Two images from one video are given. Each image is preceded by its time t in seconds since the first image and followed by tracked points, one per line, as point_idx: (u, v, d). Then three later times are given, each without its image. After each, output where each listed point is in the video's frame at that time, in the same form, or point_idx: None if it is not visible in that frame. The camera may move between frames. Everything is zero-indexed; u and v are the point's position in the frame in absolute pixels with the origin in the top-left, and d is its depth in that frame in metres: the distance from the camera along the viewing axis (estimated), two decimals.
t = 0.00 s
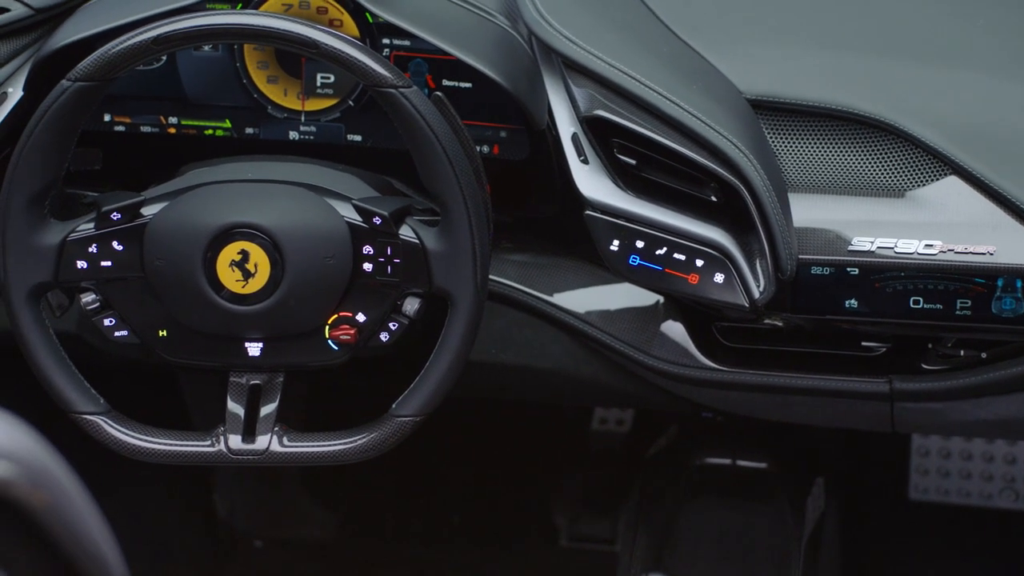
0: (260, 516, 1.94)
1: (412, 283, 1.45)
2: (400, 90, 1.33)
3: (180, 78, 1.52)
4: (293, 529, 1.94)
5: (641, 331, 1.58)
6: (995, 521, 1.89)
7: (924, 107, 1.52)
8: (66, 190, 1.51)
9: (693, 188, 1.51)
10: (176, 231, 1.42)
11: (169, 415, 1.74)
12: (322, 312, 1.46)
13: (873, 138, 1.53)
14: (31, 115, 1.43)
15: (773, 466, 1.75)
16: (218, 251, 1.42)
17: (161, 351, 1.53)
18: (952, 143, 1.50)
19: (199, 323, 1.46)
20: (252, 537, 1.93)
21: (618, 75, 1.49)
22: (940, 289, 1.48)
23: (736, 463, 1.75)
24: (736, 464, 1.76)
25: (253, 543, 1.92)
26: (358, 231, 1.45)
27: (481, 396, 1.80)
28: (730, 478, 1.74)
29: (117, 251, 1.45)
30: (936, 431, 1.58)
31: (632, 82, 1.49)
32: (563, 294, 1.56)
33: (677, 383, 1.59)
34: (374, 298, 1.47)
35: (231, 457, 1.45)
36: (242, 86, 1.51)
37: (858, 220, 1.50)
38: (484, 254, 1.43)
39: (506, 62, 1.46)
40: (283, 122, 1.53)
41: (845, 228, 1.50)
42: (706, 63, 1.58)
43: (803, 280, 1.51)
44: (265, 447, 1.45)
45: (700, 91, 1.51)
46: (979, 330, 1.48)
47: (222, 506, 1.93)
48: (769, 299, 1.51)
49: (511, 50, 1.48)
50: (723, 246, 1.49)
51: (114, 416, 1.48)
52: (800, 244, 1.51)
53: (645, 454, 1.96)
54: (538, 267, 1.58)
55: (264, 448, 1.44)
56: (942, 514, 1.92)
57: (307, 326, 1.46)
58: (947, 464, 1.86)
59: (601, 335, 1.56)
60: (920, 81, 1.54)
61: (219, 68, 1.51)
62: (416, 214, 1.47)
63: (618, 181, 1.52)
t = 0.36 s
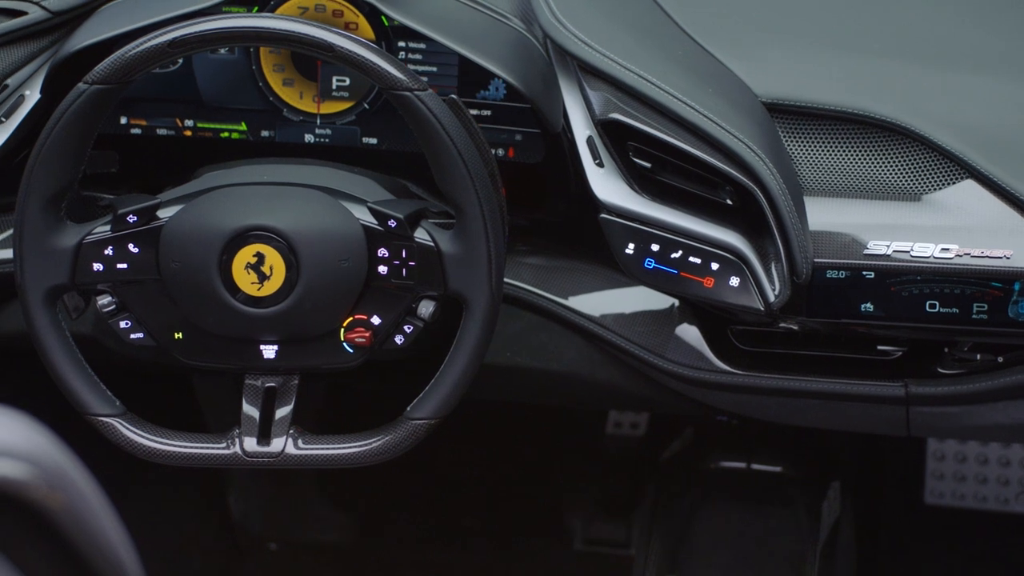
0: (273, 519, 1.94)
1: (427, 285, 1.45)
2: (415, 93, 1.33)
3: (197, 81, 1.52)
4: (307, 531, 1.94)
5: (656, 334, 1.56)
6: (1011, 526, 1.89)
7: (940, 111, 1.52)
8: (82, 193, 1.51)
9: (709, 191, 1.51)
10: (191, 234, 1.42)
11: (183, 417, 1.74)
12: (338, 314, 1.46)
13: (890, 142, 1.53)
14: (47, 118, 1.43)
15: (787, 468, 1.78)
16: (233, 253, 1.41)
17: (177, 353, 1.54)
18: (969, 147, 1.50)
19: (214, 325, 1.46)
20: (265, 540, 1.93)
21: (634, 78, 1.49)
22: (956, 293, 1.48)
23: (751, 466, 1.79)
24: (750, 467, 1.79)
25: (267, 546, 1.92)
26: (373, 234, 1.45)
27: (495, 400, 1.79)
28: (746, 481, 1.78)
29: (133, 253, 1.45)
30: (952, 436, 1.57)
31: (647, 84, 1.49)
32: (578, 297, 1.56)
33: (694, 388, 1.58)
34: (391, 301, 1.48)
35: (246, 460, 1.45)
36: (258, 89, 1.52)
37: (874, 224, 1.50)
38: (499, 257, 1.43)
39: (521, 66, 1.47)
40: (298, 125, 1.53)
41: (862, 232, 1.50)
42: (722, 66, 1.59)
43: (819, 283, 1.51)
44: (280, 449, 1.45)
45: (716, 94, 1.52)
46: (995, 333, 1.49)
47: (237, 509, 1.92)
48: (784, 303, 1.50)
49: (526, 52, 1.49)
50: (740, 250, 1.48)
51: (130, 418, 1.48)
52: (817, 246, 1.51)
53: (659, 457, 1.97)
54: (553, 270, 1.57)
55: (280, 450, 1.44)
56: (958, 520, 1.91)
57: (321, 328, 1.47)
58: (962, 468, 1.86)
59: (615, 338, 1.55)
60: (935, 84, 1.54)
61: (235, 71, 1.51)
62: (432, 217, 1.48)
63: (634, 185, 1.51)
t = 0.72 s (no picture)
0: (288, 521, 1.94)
1: (442, 288, 1.45)
2: (430, 95, 1.33)
3: (213, 84, 1.52)
4: (322, 533, 1.95)
5: (671, 337, 1.56)
6: None
7: (955, 114, 1.54)
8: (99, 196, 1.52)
9: (724, 195, 1.51)
10: (207, 236, 1.43)
11: (199, 419, 1.75)
12: (352, 317, 1.46)
13: (906, 146, 1.54)
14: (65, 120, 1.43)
15: (803, 473, 1.78)
16: (249, 256, 1.42)
17: (193, 355, 1.54)
18: (984, 150, 1.51)
19: (230, 327, 1.46)
20: (280, 542, 1.94)
21: (649, 81, 1.49)
22: (973, 297, 1.47)
23: (766, 470, 1.78)
24: (765, 470, 1.79)
25: (283, 548, 1.93)
26: (388, 236, 1.45)
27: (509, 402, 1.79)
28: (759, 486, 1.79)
29: (149, 255, 1.45)
30: (968, 440, 1.57)
31: (663, 88, 1.49)
32: (592, 300, 1.55)
33: (709, 391, 1.58)
34: (405, 303, 1.47)
35: (261, 462, 1.45)
36: (274, 91, 1.52)
37: (889, 228, 1.50)
38: (514, 259, 1.43)
39: (535, 68, 1.46)
40: (314, 127, 1.53)
41: (877, 235, 1.50)
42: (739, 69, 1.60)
43: (834, 287, 1.50)
44: (295, 452, 1.45)
45: (732, 99, 1.52)
46: (1012, 337, 1.47)
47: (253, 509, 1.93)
48: (799, 306, 1.50)
49: (540, 54, 1.49)
50: (755, 253, 1.48)
51: (146, 420, 1.49)
52: (833, 250, 1.51)
53: (674, 460, 1.94)
54: (568, 272, 1.57)
55: (294, 453, 1.44)
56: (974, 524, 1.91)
57: (336, 331, 1.47)
58: (979, 473, 1.84)
59: (630, 341, 1.55)
60: (950, 88, 1.55)
61: (251, 74, 1.51)
62: (445, 220, 1.47)
63: (648, 188, 1.51)
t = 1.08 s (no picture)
0: (303, 522, 1.96)
1: (457, 290, 1.45)
2: (446, 97, 1.32)
3: (229, 86, 1.53)
4: (337, 534, 1.95)
5: (687, 339, 1.56)
6: None
7: (971, 117, 1.54)
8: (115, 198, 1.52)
9: (740, 198, 1.50)
10: (222, 238, 1.43)
11: (213, 421, 1.75)
12: (368, 319, 1.47)
13: (922, 149, 1.54)
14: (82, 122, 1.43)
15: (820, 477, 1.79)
16: (265, 258, 1.42)
17: (208, 356, 1.54)
18: (1001, 153, 1.51)
19: (246, 329, 1.46)
20: (296, 543, 1.95)
21: (665, 84, 1.49)
22: (989, 300, 1.47)
23: (782, 473, 1.80)
24: (781, 473, 1.80)
25: (298, 549, 1.94)
26: (403, 239, 1.45)
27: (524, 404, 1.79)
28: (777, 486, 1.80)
29: (166, 257, 1.45)
30: (984, 443, 1.57)
31: (679, 91, 1.49)
32: (608, 302, 1.55)
33: (724, 394, 1.58)
34: (421, 306, 1.48)
35: (277, 464, 1.45)
36: (289, 94, 1.52)
37: (905, 230, 1.50)
38: (529, 263, 1.42)
39: (551, 70, 1.46)
40: (330, 130, 1.53)
41: (893, 238, 1.50)
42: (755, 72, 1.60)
43: (850, 290, 1.50)
44: (310, 454, 1.45)
45: (749, 101, 1.52)
46: None
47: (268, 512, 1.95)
48: (815, 309, 1.50)
49: (556, 56, 1.49)
50: (771, 256, 1.48)
51: (162, 422, 1.49)
52: (849, 253, 1.50)
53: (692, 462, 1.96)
54: (583, 274, 1.57)
55: (309, 455, 1.44)
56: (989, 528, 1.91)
57: (351, 333, 1.47)
58: (996, 476, 1.87)
59: (645, 343, 1.55)
60: (965, 91, 1.56)
61: (267, 76, 1.51)
62: (461, 222, 1.47)
63: (664, 190, 1.51)
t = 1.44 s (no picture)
0: (320, 525, 1.97)
1: (473, 293, 1.44)
2: (462, 100, 1.32)
3: (244, 88, 1.53)
4: (350, 536, 1.97)
5: (701, 342, 1.56)
6: None
7: (987, 120, 1.53)
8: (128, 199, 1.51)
9: (755, 200, 1.50)
10: (237, 241, 1.43)
11: (229, 423, 1.75)
12: (382, 321, 1.47)
13: (938, 152, 1.53)
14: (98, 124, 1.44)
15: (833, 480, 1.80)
16: (280, 260, 1.42)
17: (223, 359, 1.54)
18: (1017, 156, 1.51)
19: (261, 331, 1.46)
20: (310, 545, 1.97)
21: (680, 86, 1.49)
22: (1006, 303, 1.46)
23: (797, 476, 1.81)
24: (796, 477, 1.81)
25: (313, 551, 1.96)
26: (417, 241, 1.45)
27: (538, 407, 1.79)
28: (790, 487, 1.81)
29: (181, 260, 1.45)
30: (1000, 447, 1.57)
31: (696, 94, 1.49)
32: (622, 305, 1.55)
33: (739, 397, 1.58)
34: (435, 308, 1.48)
35: (291, 466, 1.45)
36: (305, 96, 1.52)
37: (921, 234, 1.49)
38: (543, 265, 1.42)
39: (566, 72, 1.46)
40: (345, 132, 1.53)
41: (909, 241, 1.49)
42: (769, 75, 1.60)
43: (865, 293, 1.50)
44: (325, 456, 1.45)
45: (764, 104, 1.52)
46: None
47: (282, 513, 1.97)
48: (830, 312, 1.49)
49: (571, 58, 1.49)
50: (786, 259, 1.47)
51: (177, 424, 1.49)
52: (864, 256, 1.50)
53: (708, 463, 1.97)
54: (598, 277, 1.57)
55: (324, 457, 1.45)
56: (1005, 531, 1.91)
57: (365, 335, 1.47)
58: (1012, 480, 1.88)
59: (659, 346, 1.55)
60: (980, 94, 1.56)
61: (283, 78, 1.51)
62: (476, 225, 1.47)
63: (678, 193, 1.50)
